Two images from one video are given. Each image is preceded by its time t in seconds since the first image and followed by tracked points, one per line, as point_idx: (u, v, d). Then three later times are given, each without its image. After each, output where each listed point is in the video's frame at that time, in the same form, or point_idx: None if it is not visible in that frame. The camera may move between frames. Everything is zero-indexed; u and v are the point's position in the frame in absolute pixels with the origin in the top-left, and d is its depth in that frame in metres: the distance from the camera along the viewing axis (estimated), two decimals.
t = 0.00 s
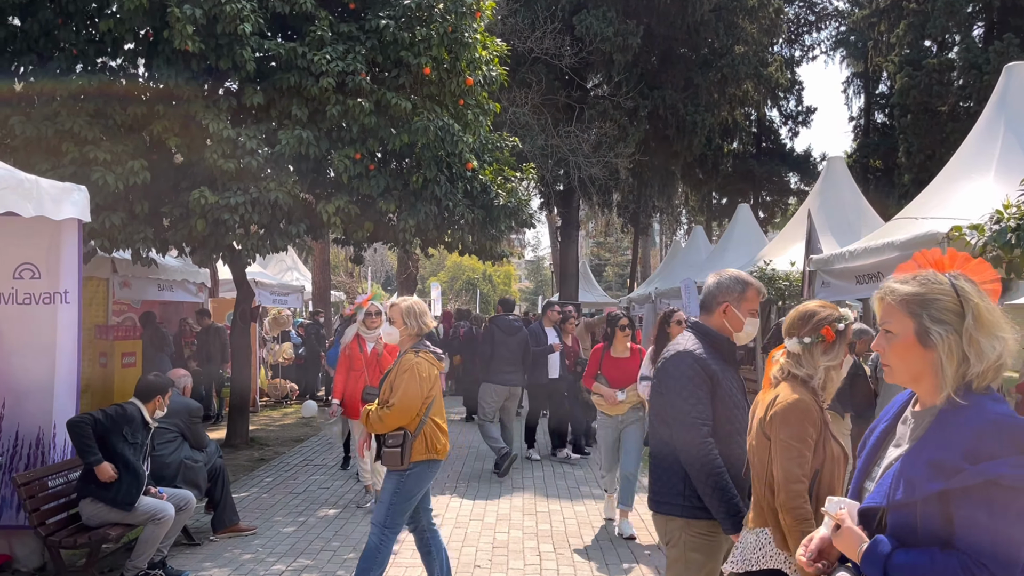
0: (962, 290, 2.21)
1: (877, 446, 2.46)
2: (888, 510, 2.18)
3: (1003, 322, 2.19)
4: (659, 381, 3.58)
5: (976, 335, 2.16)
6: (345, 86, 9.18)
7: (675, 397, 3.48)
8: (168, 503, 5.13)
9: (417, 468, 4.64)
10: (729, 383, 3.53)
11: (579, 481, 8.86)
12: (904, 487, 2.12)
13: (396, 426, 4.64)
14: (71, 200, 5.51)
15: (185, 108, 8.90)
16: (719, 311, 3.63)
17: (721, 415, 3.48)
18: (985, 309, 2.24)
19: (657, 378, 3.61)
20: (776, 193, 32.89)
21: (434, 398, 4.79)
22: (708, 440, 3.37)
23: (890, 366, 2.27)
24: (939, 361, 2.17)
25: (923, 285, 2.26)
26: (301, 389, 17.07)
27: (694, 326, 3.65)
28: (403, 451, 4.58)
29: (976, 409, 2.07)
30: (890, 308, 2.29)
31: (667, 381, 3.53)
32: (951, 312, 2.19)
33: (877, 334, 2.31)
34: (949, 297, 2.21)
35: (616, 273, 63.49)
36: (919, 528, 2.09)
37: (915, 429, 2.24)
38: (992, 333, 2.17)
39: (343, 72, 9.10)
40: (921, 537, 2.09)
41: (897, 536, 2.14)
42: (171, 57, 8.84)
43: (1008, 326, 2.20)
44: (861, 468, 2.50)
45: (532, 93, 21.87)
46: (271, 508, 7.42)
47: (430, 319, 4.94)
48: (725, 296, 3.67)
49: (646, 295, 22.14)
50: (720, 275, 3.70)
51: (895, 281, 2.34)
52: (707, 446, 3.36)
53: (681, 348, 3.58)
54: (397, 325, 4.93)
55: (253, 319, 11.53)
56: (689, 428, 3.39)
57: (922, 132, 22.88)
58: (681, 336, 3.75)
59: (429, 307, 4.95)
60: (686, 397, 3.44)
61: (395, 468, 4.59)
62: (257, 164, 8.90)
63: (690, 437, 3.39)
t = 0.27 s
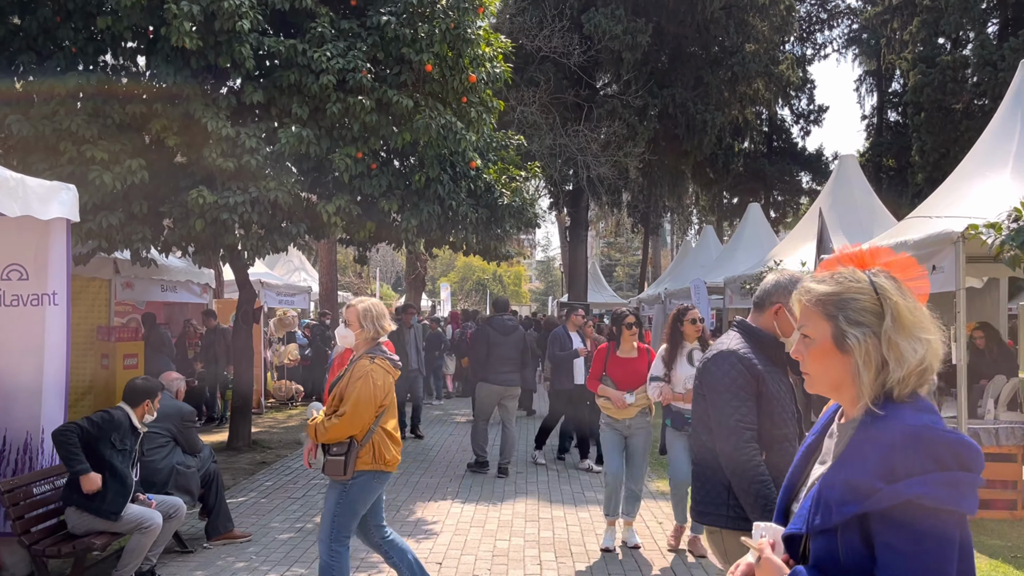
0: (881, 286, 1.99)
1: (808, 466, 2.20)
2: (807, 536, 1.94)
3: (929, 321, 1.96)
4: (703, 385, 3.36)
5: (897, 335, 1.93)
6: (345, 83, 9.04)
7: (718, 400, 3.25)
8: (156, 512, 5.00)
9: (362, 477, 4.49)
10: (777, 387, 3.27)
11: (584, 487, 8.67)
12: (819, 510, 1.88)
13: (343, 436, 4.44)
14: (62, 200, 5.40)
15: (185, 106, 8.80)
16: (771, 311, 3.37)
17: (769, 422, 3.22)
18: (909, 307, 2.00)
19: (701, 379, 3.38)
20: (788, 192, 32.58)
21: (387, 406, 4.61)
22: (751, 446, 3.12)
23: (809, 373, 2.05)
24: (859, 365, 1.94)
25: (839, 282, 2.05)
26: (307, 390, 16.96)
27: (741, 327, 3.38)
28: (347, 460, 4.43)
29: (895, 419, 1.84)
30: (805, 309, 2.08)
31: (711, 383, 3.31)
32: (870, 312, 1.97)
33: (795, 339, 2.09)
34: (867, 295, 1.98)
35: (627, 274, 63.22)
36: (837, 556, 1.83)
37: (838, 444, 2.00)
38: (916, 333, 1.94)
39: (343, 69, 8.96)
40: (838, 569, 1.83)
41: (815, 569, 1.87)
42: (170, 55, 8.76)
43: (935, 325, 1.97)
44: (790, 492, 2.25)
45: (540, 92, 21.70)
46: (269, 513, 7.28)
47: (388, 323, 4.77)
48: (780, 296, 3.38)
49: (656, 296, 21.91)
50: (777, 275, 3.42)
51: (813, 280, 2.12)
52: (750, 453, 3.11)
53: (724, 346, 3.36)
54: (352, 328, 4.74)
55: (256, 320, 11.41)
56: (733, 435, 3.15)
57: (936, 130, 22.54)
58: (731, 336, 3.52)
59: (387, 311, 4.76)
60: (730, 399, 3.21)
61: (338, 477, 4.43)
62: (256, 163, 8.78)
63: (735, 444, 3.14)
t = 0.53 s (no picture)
0: (740, 292, 1.93)
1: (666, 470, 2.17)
2: (657, 553, 1.90)
3: (784, 326, 1.94)
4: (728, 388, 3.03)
5: (754, 346, 1.88)
6: (339, 80, 8.94)
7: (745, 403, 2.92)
8: (136, 515, 4.92)
9: (310, 481, 4.36)
10: (812, 392, 2.97)
11: (580, 489, 8.54)
12: (669, 526, 1.84)
13: (287, 439, 4.32)
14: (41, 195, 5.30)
15: (176, 103, 8.72)
16: (807, 314, 3.26)
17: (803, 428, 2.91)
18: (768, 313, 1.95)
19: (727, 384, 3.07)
20: (792, 192, 32.38)
21: (332, 406, 4.51)
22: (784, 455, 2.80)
23: (669, 382, 1.99)
24: (715, 376, 1.89)
25: (699, 287, 1.98)
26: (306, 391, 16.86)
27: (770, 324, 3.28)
28: (291, 465, 4.29)
29: (745, 434, 1.81)
30: (666, 314, 2.00)
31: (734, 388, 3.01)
32: (729, 318, 1.91)
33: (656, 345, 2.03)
34: (726, 301, 1.93)
35: (631, 274, 63.00)
36: (687, 574, 1.80)
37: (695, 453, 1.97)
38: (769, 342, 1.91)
39: (337, 66, 8.85)
40: None
41: None
42: (161, 51, 8.66)
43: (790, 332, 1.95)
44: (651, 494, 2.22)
45: (541, 91, 21.56)
46: (258, 516, 7.16)
47: (333, 315, 4.65)
48: (817, 299, 3.36)
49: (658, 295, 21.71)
50: (821, 275, 3.38)
51: (673, 283, 2.04)
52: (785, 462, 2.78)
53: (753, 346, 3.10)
54: (296, 322, 4.62)
55: (251, 320, 11.31)
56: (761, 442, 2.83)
57: (941, 129, 22.33)
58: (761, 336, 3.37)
59: (333, 305, 4.64)
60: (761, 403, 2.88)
61: (282, 483, 4.30)
62: (248, 161, 8.68)
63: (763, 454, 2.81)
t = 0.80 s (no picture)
0: (587, 271, 1.88)
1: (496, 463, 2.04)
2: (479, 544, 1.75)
3: (626, 308, 1.91)
4: (758, 394, 2.86)
5: (597, 323, 1.83)
6: (327, 75, 8.83)
7: (778, 411, 2.76)
8: (109, 518, 4.80)
9: (256, 492, 4.24)
10: (848, 399, 2.79)
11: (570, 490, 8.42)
12: (491, 514, 1.72)
13: (233, 448, 4.17)
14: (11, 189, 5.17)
15: (161, 99, 8.60)
16: (843, 312, 2.89)
17: (839, 440, 2.75)
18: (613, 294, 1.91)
19: (753, 395, 2.89)
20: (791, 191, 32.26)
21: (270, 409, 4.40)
22: (822, 472, 2.63)
23: (506, 360, 1.88)
24: (557, 354, 1.81)
25: (545, 262, 1.91)
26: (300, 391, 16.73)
27: (799, 328, 2.92)
28: (234, 477, 4.13)
29: (574, 413, 1.71)
30: (509, 289, 1.91)
31: (760, 400, 2.82)
32: (576, 294, 1.85)
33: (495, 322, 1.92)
34: (573, 277, 1.87)
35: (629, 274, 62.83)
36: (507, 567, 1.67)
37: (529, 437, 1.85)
38: (614, 322, 1.87)
39: (325, 61, 8.73)
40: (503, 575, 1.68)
41: None
42: (147, 46, 8.51)
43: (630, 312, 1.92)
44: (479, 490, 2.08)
45: (538, 89, 21.44)
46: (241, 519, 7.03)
47: (266, 316, 4.50)
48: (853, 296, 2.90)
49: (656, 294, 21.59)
50: (858, 269, 2.92)
51: (516, 256, 1.96)
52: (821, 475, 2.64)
53: (783, 353, 2.86)
54: (226, 323, 4.42)
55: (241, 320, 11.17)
56: (798, 458, 2.67)
57: (939, 127, 22.19)
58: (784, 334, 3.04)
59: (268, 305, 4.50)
60: (797, 412, 2.72)
61: (225, 495, 4.14)
62: (235, 157, 8.56)
63: (799, 472, 2.66)
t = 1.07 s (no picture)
0: (416, 283, 1.71)
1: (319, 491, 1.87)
2: None
3: (459, 326, 1.75)
4: (800, 409, 2.61)
5: (425, 344, 1.66)
6: (313, 71, 8.67)
7: (823, 431, 2.51)
8: (73, 531, 4.62)
9: (163, 511, 4.05)
10: (895, 414, 2.58)
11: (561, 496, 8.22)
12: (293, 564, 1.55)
13: (140, 465, 3.95)
14: None
15: (143, 96, 8.41)
16: (891, 316, 2.66)
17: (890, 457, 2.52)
18: (447, 309, 1.75)
19: (795, 410, 2.64)
20: (788, 191, 32.10)
21: (184, 421, 4.18)
22: (879, 497, 2.41)
23: (322, 386, 1.70)
24: (377, 378, 1.63)
25: (368, 273, 1.72)
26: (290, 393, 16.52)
27: (844, 336, 2.68)
28: (142, 495, 3.93)
29: (383, 448, 1.53)
30: (328, 305, 1.72)
31: (805, 416, 2.59)
32: (402, 310, 1.68)
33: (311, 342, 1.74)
34: (400, 291, 1.70)
35: (626, 273, 62.67)
36: None
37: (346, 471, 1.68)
38: (443, 344, 1.70)
39: (310, 57, 8.57)
40: None
41: None
42: (128, 41, 8.29)
43: (464, 333, 1.76)
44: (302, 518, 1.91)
45: (533, 88, 21.25)
46: (221, 527, 6.83)
47: (180, 321, 4.27)
48: (902, 293, 2.65)
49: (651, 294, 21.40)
50: (908, 267, 2.67)
51: (339, 264, 1.77)
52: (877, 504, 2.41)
53: (824, 363, 2.61)
54: (139, 326, 4.20)
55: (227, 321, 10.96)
56: (850, 482, 2.44)
57: (937, 127, 22.02)
58: (821, 338, 2.81)
59: (185, 311, 4.26)
60: (847, 432, 2.48)
61: (129, 513, 3.92)
62: (218, 155, 8.37)
63: (852, 496, 2.43)
